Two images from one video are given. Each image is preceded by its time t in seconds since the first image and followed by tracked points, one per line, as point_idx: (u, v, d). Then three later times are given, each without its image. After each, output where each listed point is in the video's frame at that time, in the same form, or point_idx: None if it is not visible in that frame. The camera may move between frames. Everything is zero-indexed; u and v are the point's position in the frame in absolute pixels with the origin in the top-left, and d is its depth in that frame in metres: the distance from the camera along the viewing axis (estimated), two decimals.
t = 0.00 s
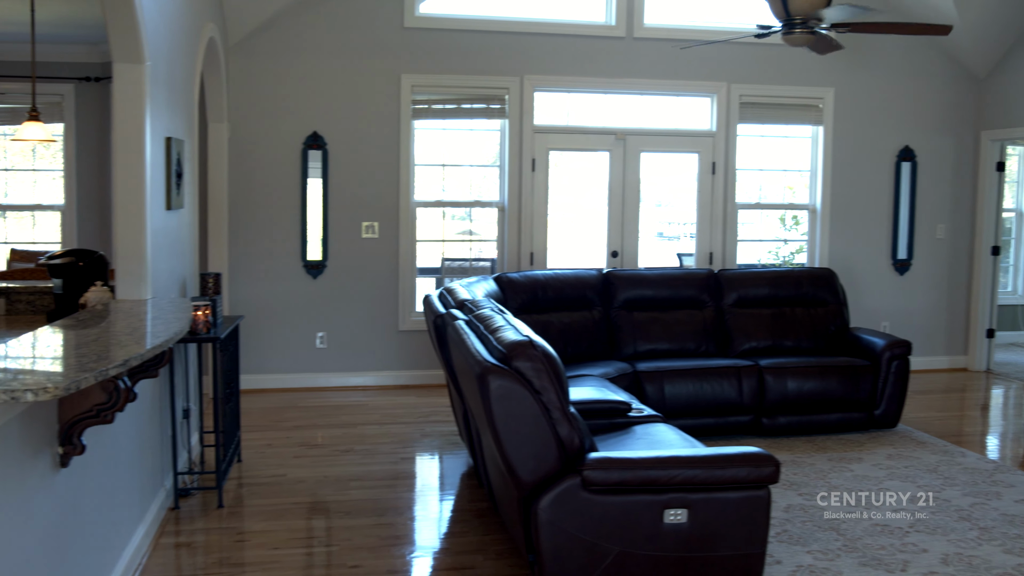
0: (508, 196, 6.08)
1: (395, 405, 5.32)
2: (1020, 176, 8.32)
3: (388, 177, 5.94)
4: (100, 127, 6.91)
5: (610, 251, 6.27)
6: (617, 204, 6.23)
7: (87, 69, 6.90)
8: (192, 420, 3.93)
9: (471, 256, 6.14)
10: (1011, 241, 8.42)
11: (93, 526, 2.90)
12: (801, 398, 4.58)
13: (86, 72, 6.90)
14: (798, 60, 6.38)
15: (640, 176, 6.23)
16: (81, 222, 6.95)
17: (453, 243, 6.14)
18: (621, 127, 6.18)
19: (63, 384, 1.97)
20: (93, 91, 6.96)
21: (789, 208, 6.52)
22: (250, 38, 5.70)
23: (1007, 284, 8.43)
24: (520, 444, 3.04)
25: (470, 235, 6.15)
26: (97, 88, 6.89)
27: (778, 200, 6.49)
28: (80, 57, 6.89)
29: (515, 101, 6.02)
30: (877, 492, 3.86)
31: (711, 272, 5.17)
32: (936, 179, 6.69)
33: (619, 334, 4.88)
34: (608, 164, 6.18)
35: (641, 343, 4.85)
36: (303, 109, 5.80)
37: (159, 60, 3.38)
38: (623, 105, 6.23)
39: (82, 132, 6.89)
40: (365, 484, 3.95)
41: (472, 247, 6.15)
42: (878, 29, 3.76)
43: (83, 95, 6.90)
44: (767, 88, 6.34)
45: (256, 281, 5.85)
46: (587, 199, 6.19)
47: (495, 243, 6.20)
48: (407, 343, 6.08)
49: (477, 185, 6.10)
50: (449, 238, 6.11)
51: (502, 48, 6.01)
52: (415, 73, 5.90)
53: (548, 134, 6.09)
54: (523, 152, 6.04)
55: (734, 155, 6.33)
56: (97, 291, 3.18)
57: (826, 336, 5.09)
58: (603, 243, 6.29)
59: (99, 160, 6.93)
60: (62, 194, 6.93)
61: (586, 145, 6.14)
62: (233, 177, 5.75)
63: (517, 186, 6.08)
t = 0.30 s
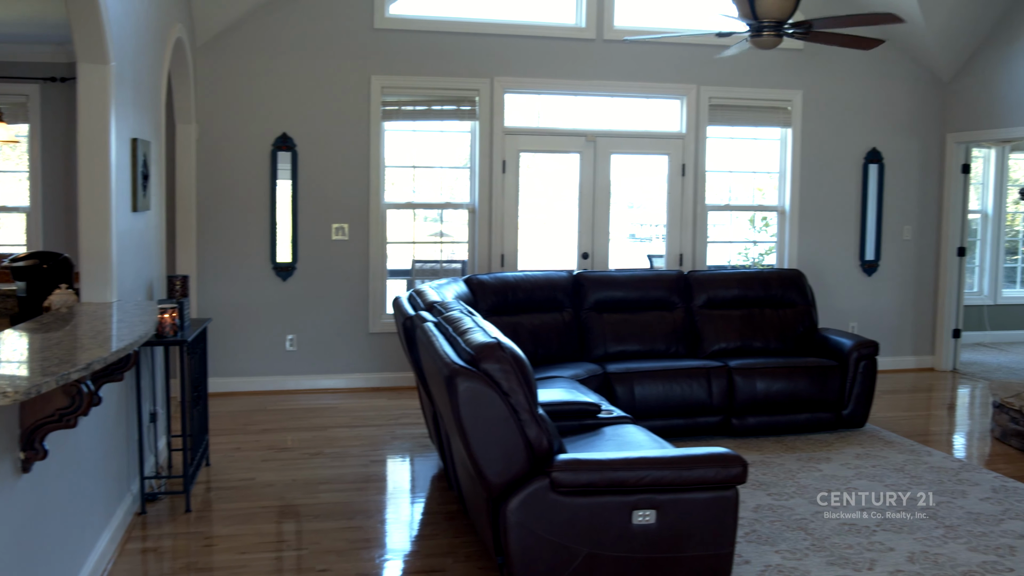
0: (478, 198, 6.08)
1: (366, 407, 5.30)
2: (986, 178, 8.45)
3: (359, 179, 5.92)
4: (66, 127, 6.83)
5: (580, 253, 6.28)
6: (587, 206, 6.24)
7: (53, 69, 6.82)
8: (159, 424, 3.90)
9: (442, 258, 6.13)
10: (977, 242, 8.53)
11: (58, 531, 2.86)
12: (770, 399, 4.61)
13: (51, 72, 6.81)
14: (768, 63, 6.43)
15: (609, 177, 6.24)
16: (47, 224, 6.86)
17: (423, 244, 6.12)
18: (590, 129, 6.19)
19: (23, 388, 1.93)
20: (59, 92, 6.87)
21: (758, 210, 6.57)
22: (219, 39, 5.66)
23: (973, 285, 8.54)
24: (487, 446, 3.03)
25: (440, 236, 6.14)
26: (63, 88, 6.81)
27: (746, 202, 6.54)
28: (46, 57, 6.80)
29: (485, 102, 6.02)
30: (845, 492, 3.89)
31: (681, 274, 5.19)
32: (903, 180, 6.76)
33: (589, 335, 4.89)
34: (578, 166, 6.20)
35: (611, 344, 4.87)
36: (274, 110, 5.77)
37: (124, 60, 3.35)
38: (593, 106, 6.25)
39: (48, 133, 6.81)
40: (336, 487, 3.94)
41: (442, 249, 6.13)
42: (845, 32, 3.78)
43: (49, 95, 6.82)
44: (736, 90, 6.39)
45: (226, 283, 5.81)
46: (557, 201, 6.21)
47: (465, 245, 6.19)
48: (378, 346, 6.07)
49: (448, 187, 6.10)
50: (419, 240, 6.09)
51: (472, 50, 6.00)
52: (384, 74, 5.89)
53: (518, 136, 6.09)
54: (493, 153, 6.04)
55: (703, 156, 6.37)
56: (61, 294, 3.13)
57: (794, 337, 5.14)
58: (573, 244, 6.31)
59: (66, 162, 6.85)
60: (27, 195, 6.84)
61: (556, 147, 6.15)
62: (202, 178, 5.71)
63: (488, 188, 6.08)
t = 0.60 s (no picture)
0: (449, 200, 6.08)
1: (337, 411, 5.28)
2: (951, 180, 8.56)
3: (331, 181, 5.91)
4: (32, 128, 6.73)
5: (551, 254, 6.28)
6: (557, 208, 6.25)
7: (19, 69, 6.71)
8: (124, 428, 3.87)
9: (412, 260, 6.11)
10: (943, 244, 8.64)
11: (24, 536, 2.81)
12: (739, 400, 4.64)
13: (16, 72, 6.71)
14: (738, 66, 6.48)
15: (580, 179, 6.26)
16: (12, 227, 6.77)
17: (393, 246, 6.11)
18: (561, 131, 6.20)
19: None
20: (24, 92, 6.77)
21: (728, 212, 6.62)
22: (188, 40, 5.61)
23: (940, 286, 8.64)
24: (456, 449, 3.03)
25: (410, 238, 6.12)
26: (28, 89, 6.71)
27: (716, 204, 6.59)
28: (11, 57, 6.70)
29: (455, 104, 6.02)
30: (814, 492, 3.92)
31: (652, 275, 5.21)
32: (871, 182, 6.83)
33: (560, 338, 4.90)
34: (549, 169, 6.21)
35: (581, 346, 4.88)
36: (245, 111, 5.74)
37: (89, 61, 3.32)
38: (563, 109, 6.26)
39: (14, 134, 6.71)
40: (305, 490, 3.92)
41: (412, 251, 6.11)
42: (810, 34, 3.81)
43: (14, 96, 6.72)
44: (706, 93, 6.43)
45: (197, 286, 5.77)
46: (528, 203, 6.21)
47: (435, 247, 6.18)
48: (350, 348, 6.05)
49: (417, 189, 6.08)
50: (389, 242, 6.08)
51: (442, 52, 6.00)
52: (354, 76, 5.87)
53: (488, 138, 6.09)
54: (464, 155, 6.04)
55: (673, 159, 6.40)
56: (25, 297, 3.03)
57: (763, 339, 5.18)
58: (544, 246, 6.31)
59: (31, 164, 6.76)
60: None
61: (527, 149, 6.16)
62: (172, 180, 5.66)
63: (458, 190, 6.08)
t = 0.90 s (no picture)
0: (421, 200, 6.07)
1: (308, 412, 5.25)
2: (919, 181, 8.66)
3: (303, 181, 5.88)
4: None
5: (523, 255, 6.29)
6: (529, 209, 6.25)
7: None
8: (92, 431, 3.83)
9: (383, 261, 6.10)
10: (912, 244, 8.74)
11: None
12: (710, 399, 4.66)
13: None
14: (710, 68, 6.52)
15: (552, 180, 6.27)
16: None
17: (363, 247, 6.09)
18: (532, 132, 6.21)
19: None
20: None
21: (699, 212, 6.66)
22: (157, 40, 5.57)
23: (908, 286, 8.74)
24: (425, 450, 3.01)
25: (381, 239, 6.11)
26: None
27: (687, 204, 6.64)
28: None
29: (427, 105, 6.02)
30: (785, 491, 3.95)
31: (623, 276, 5.24)
32: (842, 183, 6.90)
33: (531, 338, 4.90)
34: (521, 169, 6.21)
35: (553, 346, 4.89)
36: (215, 112, 5.70)
37: (54, 60, 3.28)
38: (534, 109, 6.27)
39: None
40: (275, 493, 3.90)
41: (384, 252, 6.10)
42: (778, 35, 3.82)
43: None
44: (677, 94, 6.47)
45: (167, 287, 5.72)
46: (500, 204, 6.21)
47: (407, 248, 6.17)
48: (322, 350, 6.02)
49: (388, 189, 6.07)
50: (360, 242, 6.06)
51: (414, 52, 5.99)
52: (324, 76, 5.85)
53: (460, 139, 6.09)
54: (435, 156, 6.03)
55: (644, 160, 6.43)
56: None
57: (734, 338, 5.22)
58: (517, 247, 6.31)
59: None
60: None
61: (498, 149, 6.16)
62: (142, 181, 5.61)
63: (430, 191, 6.07)
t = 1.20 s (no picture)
0: (393, 201, 6.06)
1: (280, 414, 5.23)
2: (889, 182, 8.75)
3: (275, 182, 5.86)
4: None
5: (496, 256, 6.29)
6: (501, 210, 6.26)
7: None
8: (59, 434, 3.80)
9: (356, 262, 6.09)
10: (882, 245, 8.82)
11: None
12: (682, 400, 4.69)
13: None
14: (683, 70, 6.56)
15: (524, 181, 6.27)
16: None
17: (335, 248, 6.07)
18: (504, 133, 6.21)
19: None
20: None
21: (671, 213, 6.70)
22: (127, 40, 5.52)
23: (878, 286, 8.82)
24: (396, 451, 3.00)
25: (353, 240, 6.09)
26: None
27: (660, 205, 6.67)
28: None
29: (399, 106, 6.00)
30: (756, 490, 3.97)
31: (596, 276, 5.25)
32: (814, 184, 6.95)
33: (504, 339, 4.91)
34: (493, 170, 6.21)
35: (525, 347, 4.90)
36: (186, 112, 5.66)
37: (20, 59, 3.24)
38: (506, 110, 6.27)
39: None
40: (246, 496, 3.88)
41: (356, 253, 6.08)
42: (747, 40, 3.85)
43: None
44: (649, 96, 6.50)
45: (138, 289, 5.68)
46: (472, 205, 6.21)
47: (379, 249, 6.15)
48: (294, 351, 6.00)
49: (360, 190, 6.05)
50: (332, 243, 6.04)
51: (385, 53, 5.98)
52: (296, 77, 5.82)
53: (431, 139, 6.08)
54: (407, 157, 6.02)
55: (617, 161, 6.45)
56: None
57: (706, 339, 5.25)
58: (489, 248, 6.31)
59: None
60: None
61: (470, 150, 6.16)
62: (112, 182, 5.56)
63: (402, 192, 6.06)
